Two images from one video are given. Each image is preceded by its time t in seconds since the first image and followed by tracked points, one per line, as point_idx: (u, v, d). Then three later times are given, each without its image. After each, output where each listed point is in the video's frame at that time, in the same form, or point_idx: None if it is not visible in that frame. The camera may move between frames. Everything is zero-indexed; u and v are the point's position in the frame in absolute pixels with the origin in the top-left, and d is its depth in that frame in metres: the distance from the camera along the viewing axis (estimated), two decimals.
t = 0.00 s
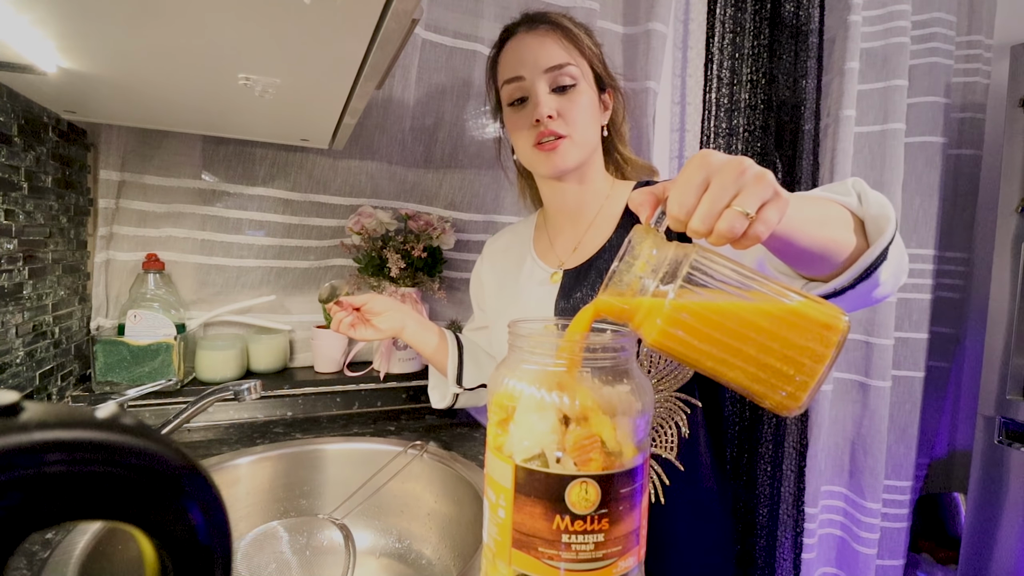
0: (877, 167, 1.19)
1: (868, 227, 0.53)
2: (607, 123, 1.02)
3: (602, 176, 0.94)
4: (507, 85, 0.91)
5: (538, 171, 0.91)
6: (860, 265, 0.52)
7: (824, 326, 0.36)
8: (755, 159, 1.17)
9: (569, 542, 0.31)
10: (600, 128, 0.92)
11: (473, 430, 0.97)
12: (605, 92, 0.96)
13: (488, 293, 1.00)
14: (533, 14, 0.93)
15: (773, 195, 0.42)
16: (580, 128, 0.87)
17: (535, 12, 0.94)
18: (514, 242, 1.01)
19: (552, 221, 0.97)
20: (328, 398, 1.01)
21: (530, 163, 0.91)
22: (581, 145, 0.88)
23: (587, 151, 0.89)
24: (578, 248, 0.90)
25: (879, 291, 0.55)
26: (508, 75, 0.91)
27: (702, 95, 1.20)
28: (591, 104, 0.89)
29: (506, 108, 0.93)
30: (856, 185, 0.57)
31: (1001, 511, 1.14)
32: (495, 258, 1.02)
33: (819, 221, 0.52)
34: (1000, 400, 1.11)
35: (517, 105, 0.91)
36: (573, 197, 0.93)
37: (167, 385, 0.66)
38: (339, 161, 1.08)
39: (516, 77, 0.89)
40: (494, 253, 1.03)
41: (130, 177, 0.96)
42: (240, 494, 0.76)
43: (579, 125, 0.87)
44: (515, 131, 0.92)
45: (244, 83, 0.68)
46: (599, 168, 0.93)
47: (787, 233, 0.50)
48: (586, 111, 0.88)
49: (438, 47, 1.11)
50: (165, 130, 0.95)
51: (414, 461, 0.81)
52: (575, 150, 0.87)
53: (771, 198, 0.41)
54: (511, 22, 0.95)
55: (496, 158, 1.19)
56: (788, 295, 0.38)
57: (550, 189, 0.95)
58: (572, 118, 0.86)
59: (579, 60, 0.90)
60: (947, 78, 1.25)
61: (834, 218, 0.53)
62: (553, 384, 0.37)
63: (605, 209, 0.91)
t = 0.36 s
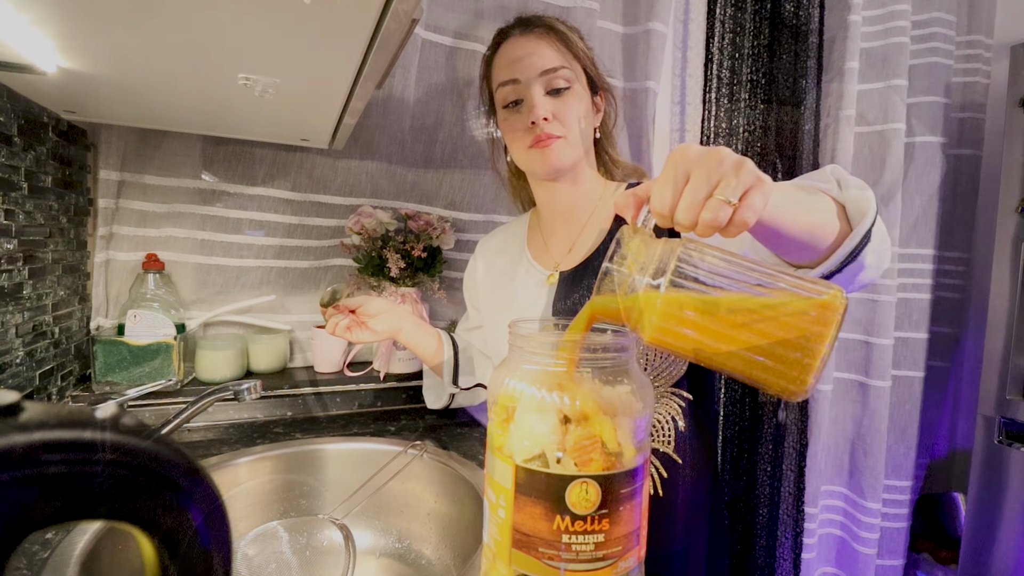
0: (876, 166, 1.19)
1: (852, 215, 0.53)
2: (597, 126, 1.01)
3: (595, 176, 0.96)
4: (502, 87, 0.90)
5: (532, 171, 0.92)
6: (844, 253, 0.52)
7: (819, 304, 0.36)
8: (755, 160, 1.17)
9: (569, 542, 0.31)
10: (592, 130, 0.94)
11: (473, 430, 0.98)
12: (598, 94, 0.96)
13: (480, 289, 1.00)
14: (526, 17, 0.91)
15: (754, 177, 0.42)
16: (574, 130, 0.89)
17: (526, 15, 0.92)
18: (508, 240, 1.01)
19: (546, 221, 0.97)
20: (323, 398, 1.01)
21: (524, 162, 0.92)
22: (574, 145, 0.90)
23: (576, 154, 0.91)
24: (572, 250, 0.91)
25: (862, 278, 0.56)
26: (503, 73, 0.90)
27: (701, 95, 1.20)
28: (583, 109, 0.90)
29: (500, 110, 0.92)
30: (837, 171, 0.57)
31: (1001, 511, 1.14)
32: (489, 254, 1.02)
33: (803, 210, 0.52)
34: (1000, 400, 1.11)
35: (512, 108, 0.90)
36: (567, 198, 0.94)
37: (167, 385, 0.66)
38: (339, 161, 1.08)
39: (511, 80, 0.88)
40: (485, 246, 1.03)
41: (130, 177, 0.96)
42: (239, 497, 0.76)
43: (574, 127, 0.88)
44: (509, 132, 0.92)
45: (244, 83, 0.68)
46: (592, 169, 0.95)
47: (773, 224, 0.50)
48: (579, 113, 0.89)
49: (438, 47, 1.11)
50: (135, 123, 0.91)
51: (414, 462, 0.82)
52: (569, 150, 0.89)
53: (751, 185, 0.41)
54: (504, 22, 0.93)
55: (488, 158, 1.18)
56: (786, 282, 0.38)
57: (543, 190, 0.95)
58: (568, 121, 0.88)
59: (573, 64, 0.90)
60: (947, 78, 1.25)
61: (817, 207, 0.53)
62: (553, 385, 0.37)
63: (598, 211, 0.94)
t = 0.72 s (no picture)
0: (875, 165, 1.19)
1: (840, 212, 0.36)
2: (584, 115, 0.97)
3: (584, 171, 0.96)
4: (469, 88, 0.94)
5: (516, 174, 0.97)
6: (839, 261, 0.36)
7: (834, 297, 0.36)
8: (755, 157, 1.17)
9: (568, 541, 0.31)
10: (574, 120, 0.93)
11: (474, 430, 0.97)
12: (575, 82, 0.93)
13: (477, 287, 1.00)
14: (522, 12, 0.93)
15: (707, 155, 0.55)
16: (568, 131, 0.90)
17: (525, 11, 0.93)
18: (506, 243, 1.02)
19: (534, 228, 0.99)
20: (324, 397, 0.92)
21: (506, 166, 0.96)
22: (553, 142, 0.92)
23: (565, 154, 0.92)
24: (566, 257, 0.95)
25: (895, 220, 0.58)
26: (504, 66, 0.87)
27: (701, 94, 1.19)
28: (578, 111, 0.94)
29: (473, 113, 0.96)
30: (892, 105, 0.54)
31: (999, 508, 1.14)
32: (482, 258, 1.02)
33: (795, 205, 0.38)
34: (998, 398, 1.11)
35: (482, 108, 0.93)
36: (555, 199, 0.97)
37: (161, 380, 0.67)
38: (337, 161, 1.06)
39: (476, 80, 0.92)
40: (476, 241, 1.04)
41: (128, 176, 0.96)
42: (236, 505, 0.69)
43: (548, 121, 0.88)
44: (487, 135, 0.96)
45: (241, 81, 0.68)
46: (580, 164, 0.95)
47: (736, 228, 0.39)
48: (553, 106, 0.89)
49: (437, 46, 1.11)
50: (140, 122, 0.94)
51: (415, 460, 0.82)
52: (547, 147, 0.91)
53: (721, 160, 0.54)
54: (498, 9, 0.92)
55: (472, 158, 1.05)
56: (808, 280, 0.37)
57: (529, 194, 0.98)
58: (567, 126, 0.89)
59: (567, 67, 0.93)
60: (944, 76, 1.25)
61: (818, 202, 0.38)
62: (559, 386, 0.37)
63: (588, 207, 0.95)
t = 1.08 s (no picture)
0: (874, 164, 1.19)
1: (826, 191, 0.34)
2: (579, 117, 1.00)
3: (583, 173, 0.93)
4: (466, 89, 0.91)
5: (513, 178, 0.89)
6: (831, 242, 0.33)
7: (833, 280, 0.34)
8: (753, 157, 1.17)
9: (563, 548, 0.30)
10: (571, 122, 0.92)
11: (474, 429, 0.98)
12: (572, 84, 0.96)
13: (478, 286, 0.93)
14: (517, 14, 0.92)
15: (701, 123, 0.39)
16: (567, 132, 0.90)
17: (522, 13, 0.93)
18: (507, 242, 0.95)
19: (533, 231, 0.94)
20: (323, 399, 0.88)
21: (503, 169, 0.89)
22: (554, 143, 0.87)
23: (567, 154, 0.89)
24: (563, 258, 0.89)
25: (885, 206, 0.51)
26: (504, 67, 0.87)
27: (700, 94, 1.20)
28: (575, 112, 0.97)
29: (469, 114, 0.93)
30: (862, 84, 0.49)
31: (999, 506, 1.15)
32: (481, 256, 0.97)
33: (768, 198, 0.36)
34: (997, 397, 1.12)
35: (480, 108, 0.90)
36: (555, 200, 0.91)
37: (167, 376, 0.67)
38: (337, 160, 1.08)
39: (474, 79, 0.89)
40: (478, 241, 0.99)
41: (127, 176, 0.96)
42: (236, 505, 0.68)
43: (548, 122, 0.87)
44: (482, 136, 0.91)
45: (241, 81, 0.68)
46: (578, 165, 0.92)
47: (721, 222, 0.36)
48: (552, 107, 0.88)
49: (436, 46, 1.11)
50: (128, 117, 0.88)
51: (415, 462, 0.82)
52: (549, 148, 0.86)
53: (720, 145, 0.36)
54: (495, 12, 0.91)
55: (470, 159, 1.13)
56: (804, 264, 0.34)
57: (526, 196, 0.92)
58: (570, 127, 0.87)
59: (563, 71, 0.94)
60: (944, 75, 1.24)
61: (795, 188, 0.35)
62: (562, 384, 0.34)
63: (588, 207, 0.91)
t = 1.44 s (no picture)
0: (874, 164, 1.20)
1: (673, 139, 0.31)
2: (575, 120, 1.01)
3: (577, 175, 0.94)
4: (462, 90, 0.90)
5: (508, 178, 0.91)
6: (709, 164, 0.30)
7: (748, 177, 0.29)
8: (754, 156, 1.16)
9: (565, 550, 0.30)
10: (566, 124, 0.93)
11: (473, 429, 0.98)
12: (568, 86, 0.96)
13: (477, 288, 0.93)
14: (513, 17, 0.92)
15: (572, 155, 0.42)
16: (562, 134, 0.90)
17: (519, 16, 0.94)
18: (506, 244, 0.95)
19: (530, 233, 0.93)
20: (323, 400, 0.87)
21: (499, 169, 0.90)
22: (549, 144, 0.88)
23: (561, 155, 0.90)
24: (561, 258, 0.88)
25: (841, 149, 0.45)
26: (500, 69, 0.86)
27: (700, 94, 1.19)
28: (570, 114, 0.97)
29: (464, 116, 0.92)
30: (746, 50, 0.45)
31: (999, 505, 1.15)
32: (480, 258, 0.97)
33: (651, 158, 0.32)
34: (997, 397, 1.12)
35: (476, 110, 0.89)
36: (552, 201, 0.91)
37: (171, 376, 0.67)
38: (337, 160, 1.08)
39: (471, 81, 0.88)
40: (477, 242, 0.99)
41: (127, 176, 0.96)
42: (236, 505, 0.68)
43: (543, 124, 0.87)
44: (478, 138, 0.91)
45: (241, 81, 0.68)
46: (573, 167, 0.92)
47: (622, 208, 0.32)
48: (548, 109, 0.88)
49: (436, 46, 1.11)
50: (128, 116, 0.88)
51: (413, 460, 0.82)
52: (543, 149, 0.87)
53: (587, 155, 0.39)
54: (490, 15, 0.92)
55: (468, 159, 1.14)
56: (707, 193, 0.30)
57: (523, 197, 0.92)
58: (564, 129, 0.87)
59: (558, 73, 0.94)
60: (944, 76, 1.24)
61: (659, 149, 0.32)
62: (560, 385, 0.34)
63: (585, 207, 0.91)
